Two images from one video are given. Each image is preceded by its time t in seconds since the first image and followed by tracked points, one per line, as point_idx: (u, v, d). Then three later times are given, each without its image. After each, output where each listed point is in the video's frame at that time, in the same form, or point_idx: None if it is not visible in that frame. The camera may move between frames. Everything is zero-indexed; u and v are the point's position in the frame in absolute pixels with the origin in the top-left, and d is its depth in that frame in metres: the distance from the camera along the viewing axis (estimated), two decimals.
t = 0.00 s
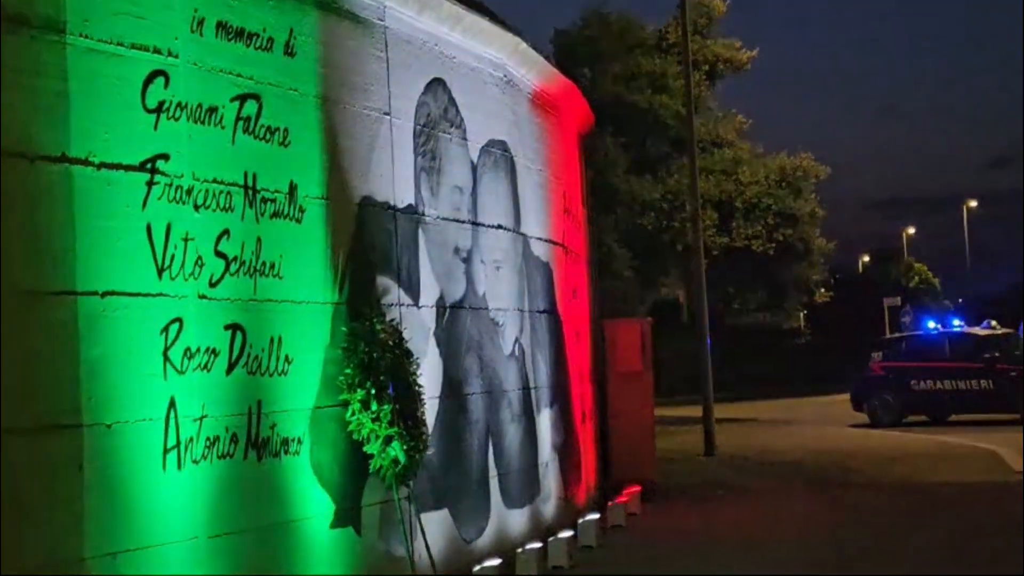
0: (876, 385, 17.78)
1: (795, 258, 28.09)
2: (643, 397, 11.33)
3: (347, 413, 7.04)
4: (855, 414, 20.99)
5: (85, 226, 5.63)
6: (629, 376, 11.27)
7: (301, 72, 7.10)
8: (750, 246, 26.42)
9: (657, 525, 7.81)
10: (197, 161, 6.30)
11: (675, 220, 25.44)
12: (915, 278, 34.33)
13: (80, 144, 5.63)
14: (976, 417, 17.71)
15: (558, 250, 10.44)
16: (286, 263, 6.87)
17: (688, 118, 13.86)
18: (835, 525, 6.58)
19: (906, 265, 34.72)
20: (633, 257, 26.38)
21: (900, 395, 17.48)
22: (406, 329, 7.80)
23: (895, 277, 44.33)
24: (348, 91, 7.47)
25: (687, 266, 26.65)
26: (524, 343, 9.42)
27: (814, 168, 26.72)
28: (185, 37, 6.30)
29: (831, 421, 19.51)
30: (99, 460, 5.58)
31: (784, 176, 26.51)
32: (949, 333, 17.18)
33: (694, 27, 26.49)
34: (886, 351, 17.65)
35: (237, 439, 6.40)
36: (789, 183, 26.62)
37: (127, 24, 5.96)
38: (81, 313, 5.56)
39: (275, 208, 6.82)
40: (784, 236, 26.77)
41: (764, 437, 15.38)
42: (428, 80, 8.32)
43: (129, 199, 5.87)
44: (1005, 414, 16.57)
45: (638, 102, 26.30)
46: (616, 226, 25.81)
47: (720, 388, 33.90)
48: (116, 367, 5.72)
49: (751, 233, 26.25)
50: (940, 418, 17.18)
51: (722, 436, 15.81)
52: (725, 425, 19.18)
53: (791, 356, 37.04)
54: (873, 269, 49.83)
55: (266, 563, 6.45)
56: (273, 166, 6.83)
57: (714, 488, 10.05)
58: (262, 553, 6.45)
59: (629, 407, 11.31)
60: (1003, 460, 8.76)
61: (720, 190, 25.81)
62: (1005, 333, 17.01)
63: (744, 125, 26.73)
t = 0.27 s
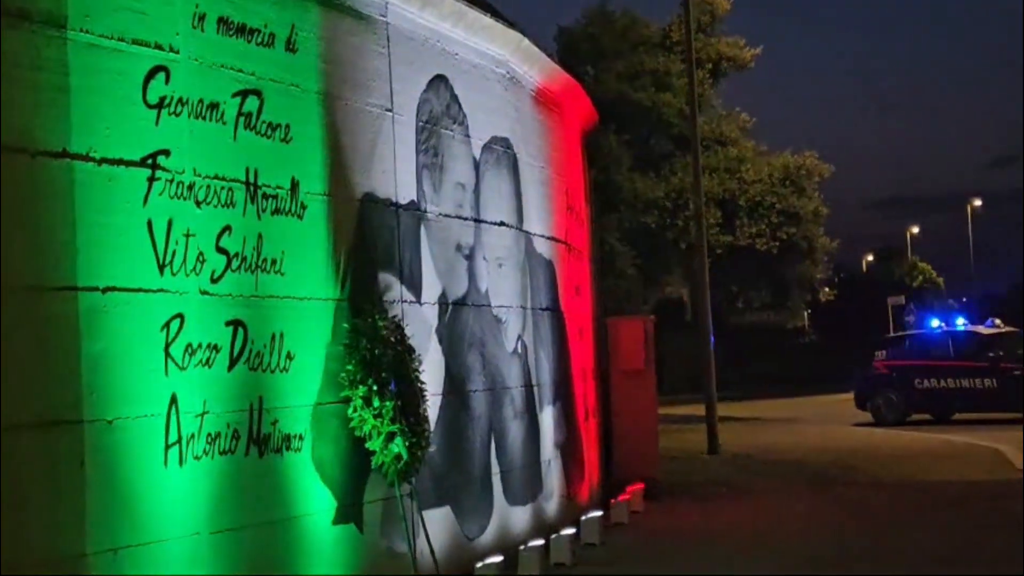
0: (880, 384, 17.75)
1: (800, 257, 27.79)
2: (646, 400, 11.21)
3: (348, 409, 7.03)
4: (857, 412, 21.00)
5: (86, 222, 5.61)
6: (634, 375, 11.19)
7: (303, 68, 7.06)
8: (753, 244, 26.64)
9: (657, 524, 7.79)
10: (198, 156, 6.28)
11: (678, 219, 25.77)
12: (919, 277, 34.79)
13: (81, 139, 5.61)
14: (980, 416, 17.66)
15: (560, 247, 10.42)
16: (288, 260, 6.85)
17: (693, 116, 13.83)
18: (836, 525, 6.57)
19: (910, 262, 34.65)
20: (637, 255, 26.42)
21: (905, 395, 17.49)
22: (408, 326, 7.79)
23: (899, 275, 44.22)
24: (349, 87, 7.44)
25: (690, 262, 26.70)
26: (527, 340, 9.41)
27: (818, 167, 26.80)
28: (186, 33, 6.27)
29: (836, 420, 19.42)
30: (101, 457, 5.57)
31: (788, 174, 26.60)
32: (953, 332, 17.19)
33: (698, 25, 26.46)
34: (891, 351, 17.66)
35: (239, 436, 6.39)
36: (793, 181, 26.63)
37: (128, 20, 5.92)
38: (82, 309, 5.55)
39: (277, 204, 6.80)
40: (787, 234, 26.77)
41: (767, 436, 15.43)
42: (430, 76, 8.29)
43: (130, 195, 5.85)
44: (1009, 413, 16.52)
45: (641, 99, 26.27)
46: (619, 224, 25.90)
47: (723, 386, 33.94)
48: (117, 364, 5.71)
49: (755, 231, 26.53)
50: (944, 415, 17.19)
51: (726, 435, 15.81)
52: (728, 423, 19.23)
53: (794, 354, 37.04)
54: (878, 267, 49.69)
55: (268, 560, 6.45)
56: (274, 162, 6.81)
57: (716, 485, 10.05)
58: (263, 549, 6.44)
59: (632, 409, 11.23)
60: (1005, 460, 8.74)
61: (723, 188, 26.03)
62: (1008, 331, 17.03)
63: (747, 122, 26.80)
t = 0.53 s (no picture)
0: (885, 385, 17.71)
1: (805, 257, 27.77)
2: (650, 399, 11.27)
3: (352, 408, 7.02)
4: (862, 413, 20.98)
5: (89, 220, 5.60)
6: (639, 374, 11.27)
7: (306, 66, 7.05)
8: (758, 244, 26.74)
9: (663, 524, 7.81)
10: (203, 155, 6.28)
11: (683, 219, 25.75)
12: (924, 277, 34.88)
13: (84, 138, 5.59)
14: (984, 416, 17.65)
15: (564, 246, 10.41)
16: (292, 259, 6.84)
17: (698, 117, 13.81)
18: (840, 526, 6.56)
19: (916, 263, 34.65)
20: (642, 256, 26.41)
21: (910, 395, 17.49)
22: (412, 325, 7.78)
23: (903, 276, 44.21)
24: (353, 85, 7.42)
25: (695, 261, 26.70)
26: (531, 339, 9.41)
27: (823, 167, 26.91)
28: (190, 31, 6.26)
29: (838, 420, 19.58)
30: (104, 455, 5.57)
31: (793, 175, 26.68)
32: (958, 332, 17.22)
33: (703, 26, 26.46)
34: (895, 352, 17.66)
35: (242, 435, 6.38)
36: (798, 181, 26.70)
37: (132, 18, 5.91)
38: (85, 307, 5.54)
39: (281, 203, 6.79)
40: (792, 234, 26.82)
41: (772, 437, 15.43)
42: (435, 75, 8.28)
43: (133, 193, 5.84)
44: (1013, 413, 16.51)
45: (646, 100, 26.26)
46: (624, 224, 25.85)
47: (727, 387, 33.91)
48: (121, 362, 5.70)
49: (760, 231, 26.60)
50: (950, 417, 17.21)
51: (731, 435, 15.82)
52: (733, 424, 19.23)
53: (799, 355, 36.99)
54: (882, 268, 49.64)
55: (271, 559, 6.45)
56: (278, 161, 6.80)
57: (719, 486, 10.05)
58: (266, 549, 6.43)
59: (635, 408, 11.31)
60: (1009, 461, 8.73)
61: (728, 188, 26.15)
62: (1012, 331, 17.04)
63: (752, 123, 26.83)
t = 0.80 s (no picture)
0: (893, 386, 18.01)
1: (814, 259, 27.84)
2: (658, 401, 11.16)
3: (360, 411, 7.03)
4: (870, 416, 20.92)
5: (96, 223, 5.60)
6: (647, 376, 11.14)
7: (314, 69, 7.05)
8: (767, 246, 26.90)
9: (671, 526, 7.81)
10: (210, 158, 6.28)
11: (692, 221, 26.32)
12: (933, 280, 34.81)
13: (91, 141, 5.59)
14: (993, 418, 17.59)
15: (572, 248, 10.40)
16: (299, 262, 6.84)
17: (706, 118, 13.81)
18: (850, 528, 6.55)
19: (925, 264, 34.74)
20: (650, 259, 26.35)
21: (919, 396, 17.70)
22: (419, 327, 7.78)
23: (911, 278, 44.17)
24: (360, 87, 7.42)
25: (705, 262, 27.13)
26: (539, 342, 9.40)
27: (831, 168, 27.00)
28: (197, 34, 6.26)
29: (849, 420, 20.09)
30: (111, 458, 5.57)
31: (801, 177, 26.70)
32: (969, 336, 17.05)
33: (711, 27, 26.41)
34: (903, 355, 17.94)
35: (250, 437, 6.38)
36: (806, 184, 26.78)
37: (139, 21, 5.91)
38: (92, 310, 5.54)
39: (288, 205, 6.79)
40: (800, 236, 27.06)
41: (780, 439, 15.43)
42: (442, 78, 8.29)
43: (141, 196, 5.84)
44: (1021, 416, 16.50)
45: (654, 102, 26.23)
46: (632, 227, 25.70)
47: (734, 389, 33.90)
48: (128, 365, 5.70)
49: (769, 233, 26.73)
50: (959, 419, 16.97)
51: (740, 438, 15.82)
52: (741, 427, 19.18)
53: (806, 358, 36.88)
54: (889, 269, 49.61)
55: (279, 562, 6.44)
56: (285, 163, 6.80)
57: (727, 488, 10.03)
58: (272, 552, 6.43)
59: (643, 410, 11.21)
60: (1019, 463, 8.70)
61: (736, 190, 25.92)
62: (1022, 333, 16.83)
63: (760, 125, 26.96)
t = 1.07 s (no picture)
0: (903, 390, 17.83)
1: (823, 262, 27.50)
2: (667, 406, 11.25)
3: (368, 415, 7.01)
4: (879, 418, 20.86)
5: (104, 227, 5.59)
6: (655, 379, 11.18)
7: (321, 72, 7.05)
8: (775, 249, 26.81)
9: (679, 529, 7.80)
10: (218, 161, 6.28)
11: (701, 224, 26.07)
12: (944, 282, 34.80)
13: (99, 144, 5.59)
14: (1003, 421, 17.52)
15: (580, 251, 10.38)
16: (307, 265, 6.83)
17: (716, 121, 13.80)
18: (861, 532, 6.52)
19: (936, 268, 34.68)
20: (659, 261, 26.33)
21: (930, 399, 17.52)
22: (427, 330, 7.77)
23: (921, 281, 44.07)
24: (367, 90, 7.42)
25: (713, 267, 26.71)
26: (547, 345, 9.40)
27: (842, 171, 26.76)
28: (205, 38, 6.25)
29: (862, 420, 20.74)
30: (119, 462, 5.56)
31: (811, 179, 26.60)
32: (976, 337, 17.24)
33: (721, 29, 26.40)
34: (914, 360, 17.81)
35: (258, 441, 6.37)
36: (816, 186, 26.66)
37: (147, 25, 5.91)
38: (100, 314, 5.54)
39: (296, 209, 6.79)
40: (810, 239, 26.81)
41: (790, 442, 15.41)
42: (450, 81, 8.28)
43: (148, 200, 5.84)
44: None
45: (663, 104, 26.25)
46: (641, 230, 25.78)
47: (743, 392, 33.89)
48: (137, 368, 5.70)
49: (778, 236, 26.62)
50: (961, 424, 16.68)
51: (750, 442, 15.83)
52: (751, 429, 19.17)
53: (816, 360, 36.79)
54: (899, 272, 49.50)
55: (288, 566, 6.44)
56: (293, 167, 6.79)
57: (736, 491, 10.00)
58: (281, 556, 6.42)
59: (651, 412, 11.28)
60: None
61: (745, 193, 26.15)
62: None
63: (769, 127, 26.77)
